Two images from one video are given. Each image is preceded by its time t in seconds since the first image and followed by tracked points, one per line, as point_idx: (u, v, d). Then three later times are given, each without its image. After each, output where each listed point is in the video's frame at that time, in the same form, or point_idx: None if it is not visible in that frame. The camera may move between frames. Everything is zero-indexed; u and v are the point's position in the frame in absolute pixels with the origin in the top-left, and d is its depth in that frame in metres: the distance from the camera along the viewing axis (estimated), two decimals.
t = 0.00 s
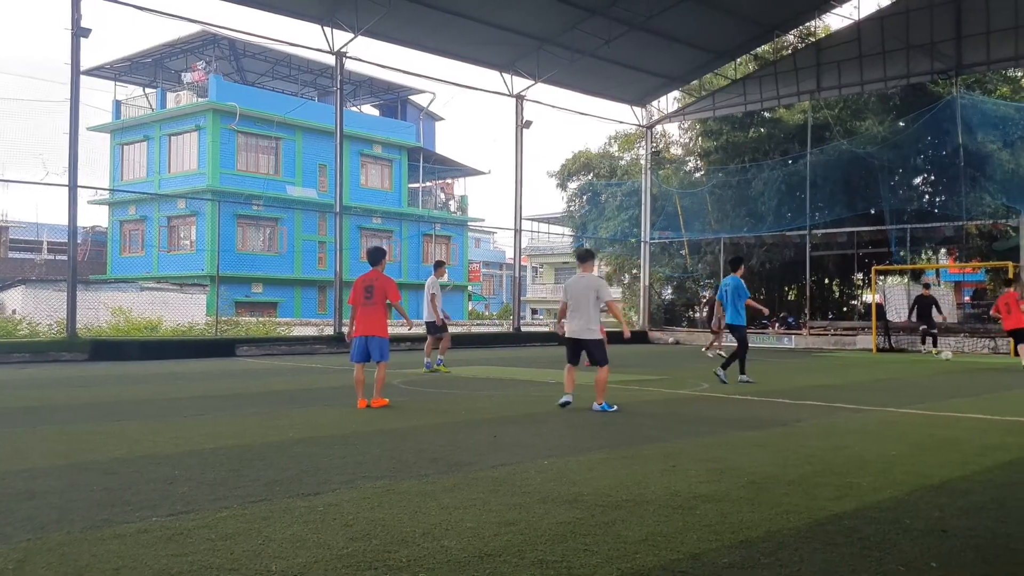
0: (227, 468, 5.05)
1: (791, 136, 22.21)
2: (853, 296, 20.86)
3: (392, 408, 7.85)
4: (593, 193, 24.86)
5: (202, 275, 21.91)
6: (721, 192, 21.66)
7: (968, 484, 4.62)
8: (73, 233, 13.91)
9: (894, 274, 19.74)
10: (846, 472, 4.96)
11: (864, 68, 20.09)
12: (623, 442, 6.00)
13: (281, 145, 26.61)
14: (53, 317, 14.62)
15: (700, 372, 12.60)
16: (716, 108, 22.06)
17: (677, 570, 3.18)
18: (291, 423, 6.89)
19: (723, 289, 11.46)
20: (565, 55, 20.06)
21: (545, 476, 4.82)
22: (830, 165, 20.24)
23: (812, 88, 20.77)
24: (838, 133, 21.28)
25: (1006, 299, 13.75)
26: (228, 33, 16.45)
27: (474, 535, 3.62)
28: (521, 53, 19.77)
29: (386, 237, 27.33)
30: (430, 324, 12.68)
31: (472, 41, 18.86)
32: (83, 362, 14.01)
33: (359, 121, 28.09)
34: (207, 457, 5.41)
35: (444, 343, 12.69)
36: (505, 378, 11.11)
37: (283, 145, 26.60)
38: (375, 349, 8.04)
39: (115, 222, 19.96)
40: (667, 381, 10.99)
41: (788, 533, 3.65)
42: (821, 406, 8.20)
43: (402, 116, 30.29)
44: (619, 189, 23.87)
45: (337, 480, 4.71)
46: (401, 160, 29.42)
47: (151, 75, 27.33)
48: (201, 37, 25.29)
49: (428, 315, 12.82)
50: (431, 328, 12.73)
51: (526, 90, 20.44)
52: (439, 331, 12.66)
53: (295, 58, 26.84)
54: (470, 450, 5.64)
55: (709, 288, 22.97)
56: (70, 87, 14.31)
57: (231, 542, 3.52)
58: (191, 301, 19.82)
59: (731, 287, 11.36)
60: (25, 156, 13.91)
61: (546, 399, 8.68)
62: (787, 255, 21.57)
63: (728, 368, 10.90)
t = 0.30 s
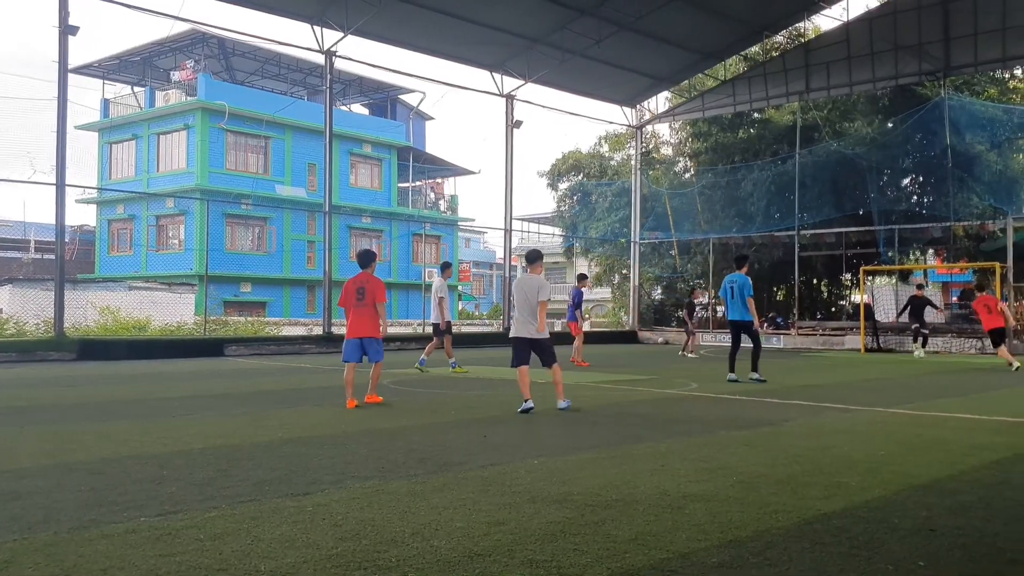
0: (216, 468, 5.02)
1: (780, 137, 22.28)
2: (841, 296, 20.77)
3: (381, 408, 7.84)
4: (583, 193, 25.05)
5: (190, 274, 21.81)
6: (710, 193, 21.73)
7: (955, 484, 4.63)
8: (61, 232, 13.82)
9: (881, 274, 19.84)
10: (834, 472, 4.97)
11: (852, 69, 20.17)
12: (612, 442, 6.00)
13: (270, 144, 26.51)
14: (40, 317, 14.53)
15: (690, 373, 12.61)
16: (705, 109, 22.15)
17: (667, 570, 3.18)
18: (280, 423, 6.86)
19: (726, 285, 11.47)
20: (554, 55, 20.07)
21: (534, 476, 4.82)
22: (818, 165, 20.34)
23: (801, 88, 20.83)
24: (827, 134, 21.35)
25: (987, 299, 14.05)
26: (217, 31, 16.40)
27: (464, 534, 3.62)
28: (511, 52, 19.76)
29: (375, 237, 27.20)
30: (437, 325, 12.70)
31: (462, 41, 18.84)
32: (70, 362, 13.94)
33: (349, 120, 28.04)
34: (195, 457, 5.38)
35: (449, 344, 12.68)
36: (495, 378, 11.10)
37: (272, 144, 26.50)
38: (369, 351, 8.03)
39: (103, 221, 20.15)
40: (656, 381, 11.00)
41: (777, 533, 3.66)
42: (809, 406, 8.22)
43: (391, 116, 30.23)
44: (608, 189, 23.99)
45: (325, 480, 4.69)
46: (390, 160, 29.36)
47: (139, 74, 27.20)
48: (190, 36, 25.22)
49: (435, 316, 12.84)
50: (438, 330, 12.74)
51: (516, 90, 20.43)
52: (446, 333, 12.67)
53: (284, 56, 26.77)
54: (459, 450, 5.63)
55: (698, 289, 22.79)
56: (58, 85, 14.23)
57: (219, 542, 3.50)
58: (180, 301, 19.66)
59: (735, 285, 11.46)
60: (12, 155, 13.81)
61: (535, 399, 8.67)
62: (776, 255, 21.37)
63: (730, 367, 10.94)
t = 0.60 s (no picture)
0: (206, 469, 5.00)
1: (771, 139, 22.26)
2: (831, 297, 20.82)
3: (372, 408, 7.83)
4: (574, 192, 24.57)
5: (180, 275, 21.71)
6: (701, 194, 21.78)
7: (944, 484, 4.65)
8: (50, 232, 13.74)
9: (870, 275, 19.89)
10: (824, 472, 4.98)
11: (842, 71, 20.23)
12: (602, 442, 6.01)
13: (261, 145, 26.43)
14: (29, 317, 14.46)
15: (680, 373, 12.65)
16: (696, 110, 22.22)
17: (658, 570, 3.18)
18: (270, 423, 6.85)
19: (737, 286, 11.42)
20: (546, 56, 20.08)
21: (525, 476, 4.83)
22: (808, 166, 20.39)
23: (791, 90, 20.90)
24: (817, 135, 21.42)
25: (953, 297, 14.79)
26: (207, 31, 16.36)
27: (455, 535, 3.62)
28: (502, 53, 19.77)
29: (366, 237, 27.01)
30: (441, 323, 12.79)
31: (453, 41, 18.83)
32: (59, 362, 13.87)
33: (340, 120, 27.98)
34: (185, 458, 5.35)
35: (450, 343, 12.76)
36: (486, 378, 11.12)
37: (263, 145, 26.43)
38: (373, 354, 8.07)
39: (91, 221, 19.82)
40: (647, 381, 11.04)
41: (767, 533, 3.67)
42: (799, 406, 8.25)
43: (382, 116, 30.19)
44: (599, 189, 24.11)
45: (316, 480, 4.68)
46: (381, 160, 29.31)
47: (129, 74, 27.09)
48: (181, 35, 25.13)
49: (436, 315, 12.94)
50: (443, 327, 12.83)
51: (507, 90, 20.43)
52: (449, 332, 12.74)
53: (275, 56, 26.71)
54: (450, 450, 5.62)
55: (689, 290, 22.85)
56: (47, 84, 14.16)
57: (209, 543, 3.49)
58: (169, 301, 19.88)
59: (748, 288, 11.42)
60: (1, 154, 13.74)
61: (525, 399, 8.70)
62: (766, 256, 21.45)
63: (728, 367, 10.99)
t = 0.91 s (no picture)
0: (176, 471, 4.92)
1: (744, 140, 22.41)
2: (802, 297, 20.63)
3: (345, 409, 7.76)
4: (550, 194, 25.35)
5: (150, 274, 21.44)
6: (675, 195, 21.89)
7: (914, 483, 4.68)
8: (16, 230, 13.49)
9: (841, 275, 19.85)
10: (797, 472, 5.00)
11: (815, 73, 20.43)
12: (576, 442, 5.99)
13: (233, 143, 26.16)
14: None
15: (654, 373, 12.68)
16: (670, 111, 22.37)
17: (631, 570, 3.17)
18: (242, 424, 6.77)
19: (727, 283, 11.44)
20: (521, 56, 20.07)
21: (498, 477, 4.80)
22: (781, 167, 20.52)
23: (764, 92, 21.07)
24: (789, 137, 21.64)
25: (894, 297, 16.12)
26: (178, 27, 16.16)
27: (427, 536, 3.58)
28: (478, 52, 19.73)
29: (338, 236, 26.71)
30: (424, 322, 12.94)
31: (427, 39, 18.75)
32: (26, 362, 13.62)
33: (313, 118, 27.80)
34: (155, 460, 5.26)
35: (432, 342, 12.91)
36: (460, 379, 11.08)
37: (235, 143, 26.17)
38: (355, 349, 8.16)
39: (60, 220, 20.01)
40: (621, 381, 11.05)
41: (739, 532, 3.67)
42: (772, 406, 8.29)
43: (356, 114, 30.02)
44: (574, 190, 24.25)
45: (287, 482, 4.61)
46: (354, 159, 29.12)
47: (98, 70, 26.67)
48: (151, 31, 24.81)
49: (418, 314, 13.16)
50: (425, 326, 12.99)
51: (482, 90, 20.39)
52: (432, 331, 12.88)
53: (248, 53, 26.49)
54: (423, 451, 5.58)
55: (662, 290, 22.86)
56: (13, 80, 13.91)
57: (178, 545, 3.43)
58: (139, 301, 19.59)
59: (740, 286, 11.45)
60: None
61: (500, 399, 8.67)
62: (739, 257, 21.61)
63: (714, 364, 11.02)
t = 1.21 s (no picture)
0: (161, 471, 4.89)
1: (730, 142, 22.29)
2: (788, 298, 20.91)
3: (331, 408, 7.74)
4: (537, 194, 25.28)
5: (135, 273, 21.31)
6: (662, 195, 21.97)
7: (897, 483, 4.71)
8: None
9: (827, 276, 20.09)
10: (780, 471, 5.03)
11: (801, 74, 20.53)
12: (562, 442, 6.00)
13: (218, 141, 26.01)
14: None
15: (640, 373, 12.70)
16: (657, 112, 22.44)
17: (618, 569, 3.18)
18: (227, 424, 6.74)
19: (721, 284, 11.45)
20: (508, 56, 20.08)
21: (484, 476, 4.79)
22: (766, 168, 20.61)
23: (750, 92, 21.17)
24: (775, 138, 21.75)
25: (847, 300, 16.68)
26: (164, 25, 16.08)
27: (412, 536, 3.57)
28: (465, 52, 19.72)
29: (324, 236, 26.62)
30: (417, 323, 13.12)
31: (414, 39, 18.73)
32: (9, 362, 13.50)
33: (300, 118, 27.69)
34: (139, 460, 5.23)
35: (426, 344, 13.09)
36: (446, 379, 11.08)
37: (221, 142, 26.03)
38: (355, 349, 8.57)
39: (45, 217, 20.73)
40: (607, 381, 11.07)
41: (725, 532, 3.68)
42: (757, 406, 8.32)
43: (343, 113, 29.93)
44: (560, 190, 24.42)
45: (273, 482, 4.59)
46: (341, 157, 29.02)
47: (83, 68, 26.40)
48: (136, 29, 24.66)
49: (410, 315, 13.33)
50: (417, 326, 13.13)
51: (469, 89, 20.38)
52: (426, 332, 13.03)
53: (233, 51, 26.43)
54: (409, 450, 5.56)
55: (648, 291, 23.14)
56: None
57: (162, 545, 3.41)
58: (123, 300, 19.42)
59: (733, 286, 11.47)
60: None
61: (486, 399, 8.67)
62: (725, 258, 21.71)
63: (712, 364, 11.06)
